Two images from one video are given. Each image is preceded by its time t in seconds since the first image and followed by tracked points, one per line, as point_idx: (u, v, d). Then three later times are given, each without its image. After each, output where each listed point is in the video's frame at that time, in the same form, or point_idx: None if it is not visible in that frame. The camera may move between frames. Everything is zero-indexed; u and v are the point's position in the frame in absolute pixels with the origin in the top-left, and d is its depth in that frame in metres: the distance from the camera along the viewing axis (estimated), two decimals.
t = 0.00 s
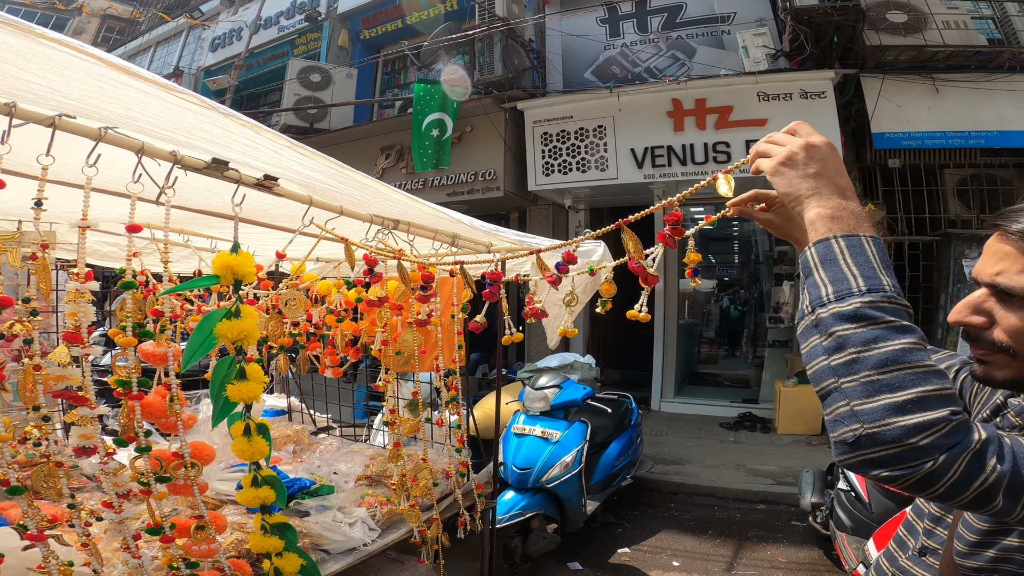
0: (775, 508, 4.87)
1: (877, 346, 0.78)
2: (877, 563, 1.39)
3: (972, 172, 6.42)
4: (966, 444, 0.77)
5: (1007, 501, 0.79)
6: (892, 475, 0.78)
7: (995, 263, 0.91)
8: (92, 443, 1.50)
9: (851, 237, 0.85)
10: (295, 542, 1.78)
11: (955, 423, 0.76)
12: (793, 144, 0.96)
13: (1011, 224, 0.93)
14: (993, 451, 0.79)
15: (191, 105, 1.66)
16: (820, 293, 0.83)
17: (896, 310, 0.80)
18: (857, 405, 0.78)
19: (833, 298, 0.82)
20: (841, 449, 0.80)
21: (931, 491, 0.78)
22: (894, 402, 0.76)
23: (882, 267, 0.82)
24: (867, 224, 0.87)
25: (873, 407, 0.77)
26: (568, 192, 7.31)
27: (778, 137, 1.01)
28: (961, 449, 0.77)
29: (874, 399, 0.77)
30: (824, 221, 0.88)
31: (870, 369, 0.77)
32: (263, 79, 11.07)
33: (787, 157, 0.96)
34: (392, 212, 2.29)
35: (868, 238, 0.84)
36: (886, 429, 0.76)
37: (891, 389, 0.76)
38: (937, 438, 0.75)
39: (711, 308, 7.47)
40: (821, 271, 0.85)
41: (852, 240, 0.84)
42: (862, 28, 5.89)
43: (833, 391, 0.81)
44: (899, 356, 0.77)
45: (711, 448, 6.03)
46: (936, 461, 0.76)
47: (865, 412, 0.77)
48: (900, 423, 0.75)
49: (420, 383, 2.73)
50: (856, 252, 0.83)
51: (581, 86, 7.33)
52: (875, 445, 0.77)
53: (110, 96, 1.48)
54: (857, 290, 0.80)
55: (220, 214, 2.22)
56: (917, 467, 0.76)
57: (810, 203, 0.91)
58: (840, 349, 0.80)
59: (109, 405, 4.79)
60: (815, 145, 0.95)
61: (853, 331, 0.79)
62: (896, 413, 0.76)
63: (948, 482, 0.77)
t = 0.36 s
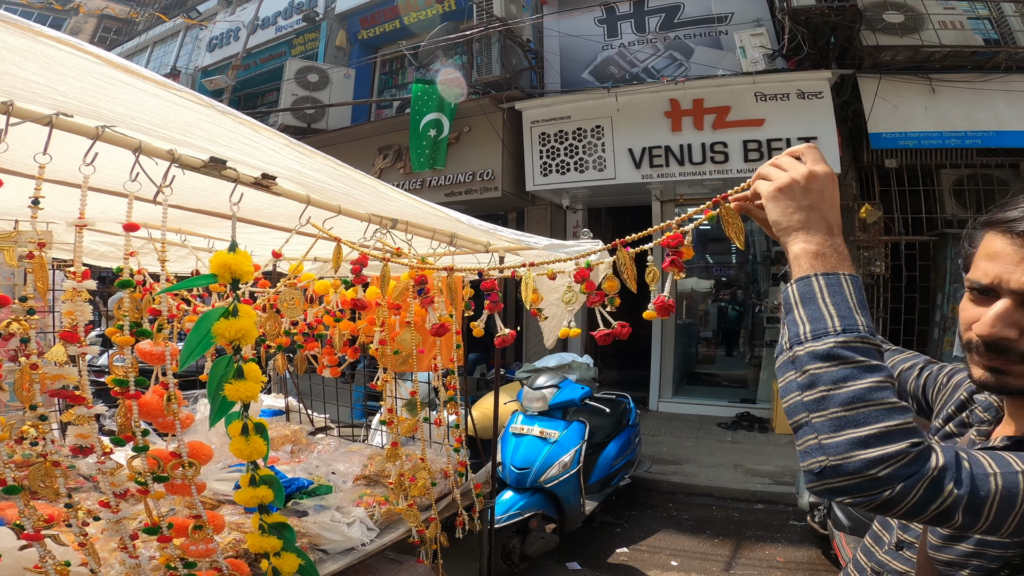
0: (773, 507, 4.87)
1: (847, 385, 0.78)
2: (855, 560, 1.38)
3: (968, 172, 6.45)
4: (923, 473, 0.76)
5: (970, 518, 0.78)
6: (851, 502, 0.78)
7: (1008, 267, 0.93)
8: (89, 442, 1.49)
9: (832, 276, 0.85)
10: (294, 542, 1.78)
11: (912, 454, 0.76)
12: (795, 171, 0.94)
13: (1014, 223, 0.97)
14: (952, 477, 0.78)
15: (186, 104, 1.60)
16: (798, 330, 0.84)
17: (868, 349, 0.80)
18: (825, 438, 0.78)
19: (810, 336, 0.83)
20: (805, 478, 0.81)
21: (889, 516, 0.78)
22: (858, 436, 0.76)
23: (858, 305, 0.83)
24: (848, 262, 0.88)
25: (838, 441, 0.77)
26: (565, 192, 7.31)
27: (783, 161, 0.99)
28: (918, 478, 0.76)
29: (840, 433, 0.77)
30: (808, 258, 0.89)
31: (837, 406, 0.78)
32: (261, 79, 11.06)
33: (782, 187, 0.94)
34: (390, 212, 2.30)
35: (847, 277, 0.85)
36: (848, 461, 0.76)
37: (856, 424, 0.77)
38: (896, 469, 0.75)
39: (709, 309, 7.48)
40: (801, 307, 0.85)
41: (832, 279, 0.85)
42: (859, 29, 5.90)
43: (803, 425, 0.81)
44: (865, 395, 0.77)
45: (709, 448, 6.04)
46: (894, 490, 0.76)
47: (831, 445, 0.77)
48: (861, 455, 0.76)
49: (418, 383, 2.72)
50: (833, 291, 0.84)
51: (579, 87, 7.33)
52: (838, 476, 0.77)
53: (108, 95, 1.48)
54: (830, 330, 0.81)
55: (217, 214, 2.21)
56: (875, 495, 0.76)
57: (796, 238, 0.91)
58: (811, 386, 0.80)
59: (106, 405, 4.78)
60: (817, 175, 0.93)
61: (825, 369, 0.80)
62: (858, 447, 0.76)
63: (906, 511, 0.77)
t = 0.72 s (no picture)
0: (771, 507, 4.89)
1: (835, 427, 0.84)
2: (829, 555, 1.38)
3: (964, 172, 6.48)
4: (912, 504, 0.81)
5: (963, 537, 0.83)
6: (847, 535, 0.84)
7: (1001, 265, 0.99)
8: (85, 441, 1.49)
9: (815, 315, 0.91)
10: (291, 541, 1.78)
11: (901, 488, 0.81)
12: (769, 205, 0.99)
13: (997, 221, 1.03)
14: (940, 504, 0.82)
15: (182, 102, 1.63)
16: (785, 373, 0.90)
17: (854, 391, 0.86)
18: (817, 478, 0.84)
19: (796, 378, 0.89)
20: (802, 514, 0.86)
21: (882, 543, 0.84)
22: (848, 474, 0.82)
23: (842, 346, 0.88)
24: (829, 297, 0.93)
25: (830, 480, 0.83)
26: (563, 192, 7.32)
27: (759, 189, 1.03)
28: (908, 510, 0.81)
29: (831, 473, 0.83)
30: (790, 295, 0.93)
31: (827, 447, 0.83)
32: (258, 79, 11.04)
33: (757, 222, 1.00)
34: (387, 212, 2.30)
35: (830, 315, 0.91)
36: (840, 499, 0.81)
37: (846, 463, 0.82)
38: (885, 503, 0.80)
39: (707, 309, 7.50)
40: (786, 350, 0.91)
41: (815, 318, 0.90)
42: (856, 29, 5.92)
43: (794, 464, 0.87)
44: (854, 436, 0.83)
45: (707, 448, 6.05)
46: (886, 522, 0.80)
47: (823, 484, 0.83)
48: (852, 493, 0.81)
49: (415, 383, 2.72)
50: (817, 335, 0.89)
51: (577, 87, 7.34)
52: (831, 513, 0.82)
53: (104, 95, 1.48)
54: (815, 372, 0.87)
55: (214, 214, 2.21)
56: (868, 528, 0.82)
57: (776, 273, 0.96)
58: (801, 429, 0.86)
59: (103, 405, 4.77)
60: (790, 207, 0.98)
61: (813, 414, 0.85)
62: (848, 485, 0.81)
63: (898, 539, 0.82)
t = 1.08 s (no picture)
0: (768, 506, 4.90)
1: (816, 439, 0.85)
2: (834, 559, 1.38)
3: (960, 172, 6.51)
4: (893, 516, 0.82)
5: (951, 549, 0.84)
6: (829, 546, 0.86)
7: (998, 266, 1.00)
8: (81, 441, 1.49)
9: (800, 327, 0.92)
10: (287, 541, 1.78)
11: (881, 500, 0.82)
12: (757, 217, 1.01)
13: (995, 221, 1.04)
14: (922, 516, 0.83)
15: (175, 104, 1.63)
16: (770, 384, 0.92)
17: (837, 402, 0.87)
18: (798, 489, 0.85)
19: (780, 390, 0.90)
20: (784, 524, 0.88)
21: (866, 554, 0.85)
22: (828, 486, 0.83)
23: (827, 357, 0.90)
24: (815, 308, 0.94)
25: (811, 491, 0.84)
26: (561, 192, 7.33)
27: (748, 202, 1.05)
28: (888, 522, 0.82)
29: (813, 484, 0.84)
30: (778, 307, 0.95)
31: (809, 458, 0.85)
32: (256, 79, 11.04)
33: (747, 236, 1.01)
34: (382, 212, 2.30)
35: (816, 327, 0.92)
36: (820, 510, 0.83)
37: (826, 475, 0.84)
38: (865, 515, 0.82)
39: (705, 309, 7.50)
40: (771, 362, 0.93)
41: (801, 330, 0.92)
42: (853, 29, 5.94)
43: (778, 475, 0.88)
44: (834, 448, 0.84)
45: (705, 447, 6.06)
46: (865, 534, 0.82)
47: (803, 495, 0.84)
48: (831, 505, 0.83)
49: (412, 383, 2.72)
50: (803, 347, 0.91)
51: (574, 87, 7.34)
52: (811, 523, 0.84)
53: (98, 97, 1.50)
54: (799, 384, 0.89)
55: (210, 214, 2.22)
56: (848, 539, 0.83)
57: (766, 285, 0.97)
58: (784, 440, 0.88)
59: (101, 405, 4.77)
60: (777, 219, 1.00)
61: (795, 425, 0.87)
62: (829, 497, 0.83)
63: (880, 549, 0.84)
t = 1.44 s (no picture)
0: (770, 505, 4.90)
1: (818, 444, 0.85)
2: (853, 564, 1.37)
3: (963, 170, 6.46)
4: (897, 526, 0.81)
5: (961, 561, 0.82)
6: (830, 554, 0.85)
7: (947, 257, 1.01)
8: (79, 438, 1.49)
9: (806, 329, 0.92)
10: (286, 539, 1.78)
11: (885, 509, 0.82)
12: (761, 217, 1.04)
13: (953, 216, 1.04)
14: (928, 527, 0.82)
15: (171, 101, 1.63)
16: (773, 387, 0.92)
17: (842, 407, 0.86)
18: (798, 496, 0.85)
19: (783, 394, 0.90)
20: (785, 531, 0.88)
21: (870, 563, 0.85)
22: (828, 494, 0.83)
23: (832, 360, 0.89)
24: (823, 309, 0.94)
25: (811, 498, 0.84)
26: (562, 191, 7.31)
27: (755, 205, 1.08)
28: (892, 532, 0.81)
29: (813, 492, 0.84)
30: (783, 307, 0.95)
31: (809, 465, 0.85)
32: (257, 79, 11.05)
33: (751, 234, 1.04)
34: (382, 209, 2.29)
35: (822, 328, 0.92)
36: (820, 518, 0.83)
37: (827, 482, 0.83)
38: (866, 524, 0.81)
39: (706, 307, 7.50)
40: (776, 364, 0.93)
41: (806, 332, 0.92)
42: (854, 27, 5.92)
43: (779, 481, 0.88)
44: (836, 454, 0.84)
45: (706, 446, 6.05)
46: (866, 543, 0.82)
47: (803, 502, 0.84)
48: (832, 513, 0.82)
49: (412, 380, 2.72)
50: (807, 350, 0.90)
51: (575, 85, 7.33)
52: (810, 532, 0.84)
53: (95, 94, 1.49)
54: (804, 388, 0.88)
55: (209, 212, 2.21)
56: (850, 548, 0.83)
57: (774, 285, 0.98)
58: (785, 445, 0.88)
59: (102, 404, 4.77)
60: (781, 218, 1.02)
61: (797, 430, 0.87)
62: (829, 504, 0.83)
63: (882, 559, 0.83)
